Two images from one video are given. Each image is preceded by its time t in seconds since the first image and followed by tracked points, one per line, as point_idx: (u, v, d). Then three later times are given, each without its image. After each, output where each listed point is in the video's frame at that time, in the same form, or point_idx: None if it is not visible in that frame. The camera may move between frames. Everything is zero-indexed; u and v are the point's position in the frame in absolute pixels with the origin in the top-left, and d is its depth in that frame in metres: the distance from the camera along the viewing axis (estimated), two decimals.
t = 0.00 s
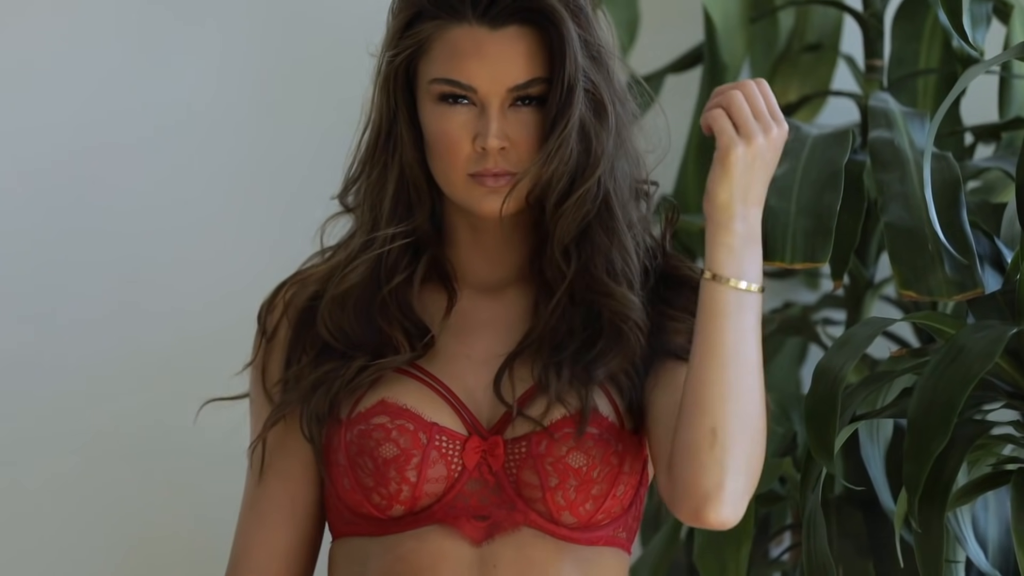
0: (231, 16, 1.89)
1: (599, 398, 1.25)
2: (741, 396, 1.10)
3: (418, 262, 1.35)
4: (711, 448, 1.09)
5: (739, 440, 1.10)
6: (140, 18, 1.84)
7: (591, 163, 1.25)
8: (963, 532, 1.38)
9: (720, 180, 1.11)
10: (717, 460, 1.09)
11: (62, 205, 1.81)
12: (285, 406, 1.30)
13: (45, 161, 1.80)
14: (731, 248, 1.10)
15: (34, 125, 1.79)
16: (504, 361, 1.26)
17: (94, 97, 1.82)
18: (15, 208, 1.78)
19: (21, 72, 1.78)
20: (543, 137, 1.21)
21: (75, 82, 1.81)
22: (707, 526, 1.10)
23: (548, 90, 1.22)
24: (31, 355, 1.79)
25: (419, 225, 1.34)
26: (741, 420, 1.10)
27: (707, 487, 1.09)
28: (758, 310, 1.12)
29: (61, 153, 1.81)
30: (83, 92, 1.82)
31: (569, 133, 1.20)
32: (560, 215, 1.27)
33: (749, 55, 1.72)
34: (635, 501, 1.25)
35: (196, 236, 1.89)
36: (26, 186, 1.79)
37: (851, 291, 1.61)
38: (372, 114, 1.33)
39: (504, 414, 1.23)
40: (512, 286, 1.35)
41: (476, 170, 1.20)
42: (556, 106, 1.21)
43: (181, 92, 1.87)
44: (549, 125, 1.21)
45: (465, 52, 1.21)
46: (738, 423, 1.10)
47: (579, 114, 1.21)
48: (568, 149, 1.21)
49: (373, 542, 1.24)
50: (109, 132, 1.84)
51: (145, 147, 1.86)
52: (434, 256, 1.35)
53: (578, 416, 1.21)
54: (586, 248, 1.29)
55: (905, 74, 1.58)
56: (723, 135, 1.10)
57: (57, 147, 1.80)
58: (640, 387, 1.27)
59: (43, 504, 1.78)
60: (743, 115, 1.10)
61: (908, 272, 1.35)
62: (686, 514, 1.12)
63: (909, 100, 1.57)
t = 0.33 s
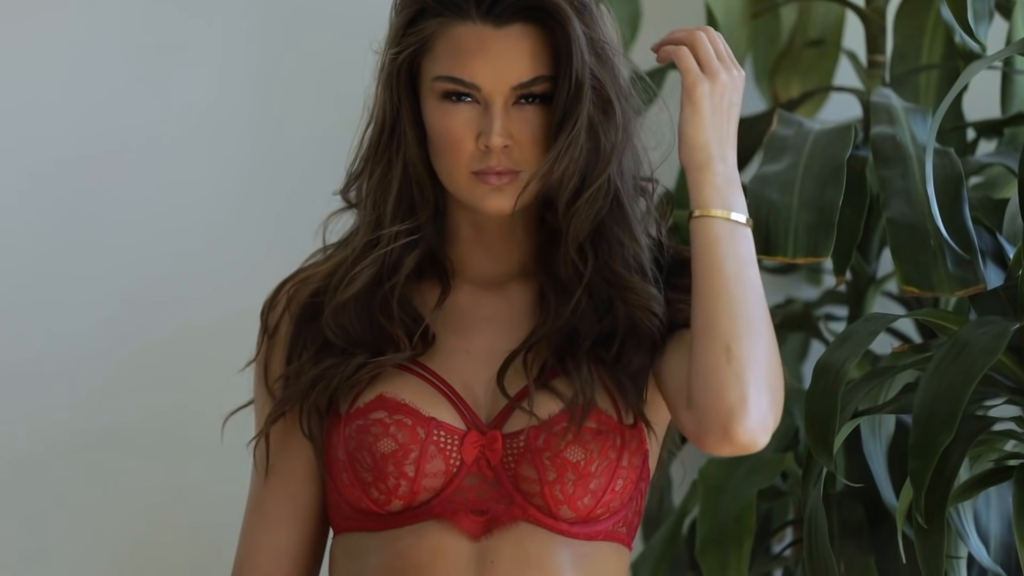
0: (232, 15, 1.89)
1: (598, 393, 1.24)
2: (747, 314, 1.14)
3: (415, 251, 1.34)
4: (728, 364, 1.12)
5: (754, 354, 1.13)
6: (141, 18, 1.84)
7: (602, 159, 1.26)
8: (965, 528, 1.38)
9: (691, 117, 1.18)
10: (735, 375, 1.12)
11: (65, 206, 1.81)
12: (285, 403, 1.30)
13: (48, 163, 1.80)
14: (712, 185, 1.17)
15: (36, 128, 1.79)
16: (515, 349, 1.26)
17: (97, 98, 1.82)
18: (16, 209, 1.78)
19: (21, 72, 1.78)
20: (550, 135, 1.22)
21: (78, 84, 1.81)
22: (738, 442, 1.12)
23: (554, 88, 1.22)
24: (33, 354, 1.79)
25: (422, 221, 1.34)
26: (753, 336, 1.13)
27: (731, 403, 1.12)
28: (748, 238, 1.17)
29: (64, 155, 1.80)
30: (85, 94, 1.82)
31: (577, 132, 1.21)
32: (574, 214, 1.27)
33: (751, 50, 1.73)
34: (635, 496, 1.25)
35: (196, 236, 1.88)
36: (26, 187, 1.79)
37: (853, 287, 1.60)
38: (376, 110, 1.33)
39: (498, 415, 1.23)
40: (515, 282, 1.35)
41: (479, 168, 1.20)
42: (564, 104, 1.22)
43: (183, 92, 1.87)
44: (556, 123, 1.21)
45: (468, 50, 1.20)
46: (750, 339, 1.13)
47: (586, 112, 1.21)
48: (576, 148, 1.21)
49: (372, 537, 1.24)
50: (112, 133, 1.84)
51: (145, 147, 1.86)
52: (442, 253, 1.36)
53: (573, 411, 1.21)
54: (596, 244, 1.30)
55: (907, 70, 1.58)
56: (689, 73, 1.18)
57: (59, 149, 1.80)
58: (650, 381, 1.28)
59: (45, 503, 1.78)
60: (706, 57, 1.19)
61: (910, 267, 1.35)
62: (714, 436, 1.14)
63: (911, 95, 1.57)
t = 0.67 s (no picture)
0: (233, 14, 1.90)
1: (597, 387, 1.24)
2: (740, 232, 1.15)
3: (416, 246, 1.35)
4: (733, 277, 1.13)
5: (758, 267, 1.14)
6: (142, 17, 1.84)
7: (598, 158, 1.27)
8: (967, 523, 1.38)
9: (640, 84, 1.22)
10: (742, 284, 1.12)
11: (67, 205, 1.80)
12: (287, 398, 1.30)
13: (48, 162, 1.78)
14: (675, 141, 1.20)
15: (39, 127, 1.78)
16: (516, 343, 1.27)
17: (96, 96, 1.82)
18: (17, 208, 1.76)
19: (21, 74, 1.76)
20: (551, 132, 1.21)
21: (81, 82, 1.80)
22: (760, 346, 1.11)
23: (556, 84, 1.22)
24: (32, 355, 1.77)
25: (423, 216, 1.34)
26: (752, 251, 1.14)
27: (747, 308, 1.11)
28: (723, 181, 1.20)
29: (67, 153, 1.80)
30: (86, 91, 1.81)
31: (579, 130, 1.20)
32: (571, 210, 1.27)
33: (753, 44, 1.72)
34: (637, 490, 1.24)
35: (198, 234, 1.89)
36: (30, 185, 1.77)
37: (856, 283, 1.60)
38: (378, 104, 1.32)
39: (499, 409, 1.23)
40: (516, 277, 1.35)
41: (482, 163, 1.20)
42: (565, 102, 1.21)
43: (183, 90, 1.88)
44: (558, 120, 1.21)
45: (472, 46, 1.20)
46: (750, 254, 1.14)
47: (590, 110, 1.21)
48: (577, 145, 1.21)
49: (373, 533, 1.23)
50: (112, 132, 1.83)
51: (145, 145, 1.85)
52: (441, 248, 1.36)
53: (573, 406, 1.21)
54: (593, 240, 1.29)
55: (911, 65, 1.58)
56: (630, 45, 1.23)
57: (61, 150, 1.79)
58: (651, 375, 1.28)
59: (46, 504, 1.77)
60: (646, 30, 1.24)
61: (912, 263, 1.35)
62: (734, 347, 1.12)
63: (914, 90, 1.57)
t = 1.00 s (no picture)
0: (231, 18, 1.90)
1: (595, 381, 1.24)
2: (731, 176, 1.16)
3: (419, 239, 1.34)
4: (733, 216, 1.13)
5: (755, 203, 1.14)
6: (150, 15, 1.86)
7: (599, 155, 1.25)
8: (970, 519, 1.38)
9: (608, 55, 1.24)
10: (744, 221, 1.12)
11: (63, 208, 1.82)
12: (289, 394, 1.31)
13: (43, 167, 1.81)
14: (650, 105, 1.21)
15: (36, 131, 1.81)
16: (514, 339, 1.26)
17: (93, 100, 1.84)
18: (14, 212, 1.80)
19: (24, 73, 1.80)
20: (553, 129, 1.21)
21: (76, 87, 1.83)
22: (771, 278, 1.10)
23: (559, 83, 1.21)
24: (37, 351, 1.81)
25: (426, 210, 1.33)
26: (746, 190, 1.15)
27: (753, 242, 1.11)
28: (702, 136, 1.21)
29: (63, 157, 1.82)
30: (82, 95, 1.83)
31: (578, 128, 1.20)
32: (570, 207, 1.25)
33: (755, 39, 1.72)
34: (638, 484, 1.24)
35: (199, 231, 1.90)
36: (27, 190, 1.80)
37: (858, 278, 1.60)
38: (383, 98, 1.30)
39: (498, 406, 1.22)
40: (517, 272, 1.35)
41: (486, 159, 1.20)
42: (567, 100, 1.20)
43: (183, 89, 1.89)
44: (560, 116, 1.21)
45: (479, 41, 1.19)
46: (744, 193, 1.14)
47: (590, 110, 1.20)
48: (576, 143, 1.21)
49: (374, 529, 1.23)
50: (109, 136, 1.85)
51: (145, 143, 1.87)
52: (443, 242, 1.36)
53: (571, 401, 1.20)
54: (591, 237, 1.28)
55: (914, 60, 1.57)
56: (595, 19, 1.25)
57: (60, 146, 1.82)
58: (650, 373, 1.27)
59: (51, 497, 1.79)
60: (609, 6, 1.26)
61: (916, 258, 1.35)
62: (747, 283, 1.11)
63: (916, 86, 1.56)
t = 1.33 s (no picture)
0: (231, 28, 1.92)
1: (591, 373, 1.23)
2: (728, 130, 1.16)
3: (422, 234, 1.33)
4: (732, 168, 1.13)
5: (753, 155, 1.14)
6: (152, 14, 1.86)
7: (607, 150, 1.23)
8: (972, 514, 1.38)
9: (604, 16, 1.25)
10: (743, 171, 1.12)
11: (62, 209, 1.80)
12: (289, 390, 1.30)
13: (43, 169, 1.79)
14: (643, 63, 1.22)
15: (37, 130, 1.78)
16: (512, 332, 1.25)
17: (95, 101, 1.83)
18: (10, 212, 1.76)
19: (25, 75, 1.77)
20: (562, 123, 1.21)
21: (78, 88, 1.81)
22: (773, 228, 1.09)
23: (568, 80, 1.21)
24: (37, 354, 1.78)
25: (428, 205, 1.32)
26: (744, 143, 1.15)
27: (753, 192, 1.10)
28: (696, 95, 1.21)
29: (64, 157, 1.80)
30: (83, 95, 1.82)
31: (585, 124, 1.20)
32: (579, 199, 1.24)
33: (757, 35, 1.72)
34: (637, 476, 1.23)
35: (201, 229, 1.91)
36: (27, 190, 1.78)
37: (860, 274, 1.60)
38: (389, 91, 1.30)
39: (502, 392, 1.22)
40: (515, 267, 1.35)
41: (491, 153, 1.20)
42: (576, 97, 1.20)
43: (184, 88, 1.90)
44: (566, 113, 1.20)
45: (487, 35, 1.18)
46: (742, 146, 1.15)
47: (600, 103, 1.20)
48: (585, 139, 1.20)
49: (374, 526, 1.23)
50: (109, 138, 1.84)
51: (143, 142, 1.87)
52: (443, 236, 1.35)
53: (567, 394, 1.20)
54: (592, 233, 1.27)
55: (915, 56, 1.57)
56: None
57: (61, 148, 1.80)
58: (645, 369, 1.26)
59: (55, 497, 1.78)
60: None
61: (918, 254, 1.35)
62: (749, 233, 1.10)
63: (918, 82, 1.57)
